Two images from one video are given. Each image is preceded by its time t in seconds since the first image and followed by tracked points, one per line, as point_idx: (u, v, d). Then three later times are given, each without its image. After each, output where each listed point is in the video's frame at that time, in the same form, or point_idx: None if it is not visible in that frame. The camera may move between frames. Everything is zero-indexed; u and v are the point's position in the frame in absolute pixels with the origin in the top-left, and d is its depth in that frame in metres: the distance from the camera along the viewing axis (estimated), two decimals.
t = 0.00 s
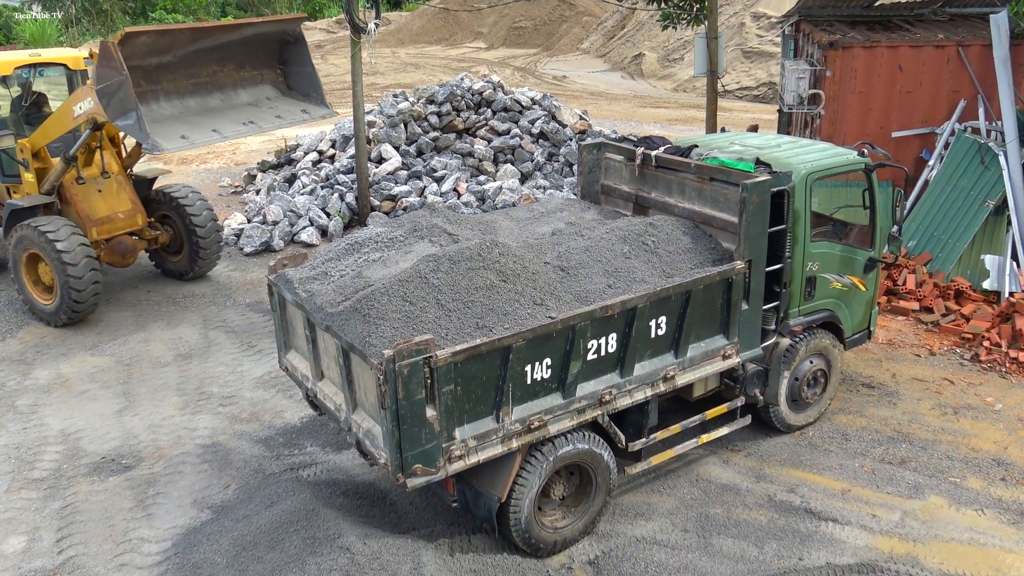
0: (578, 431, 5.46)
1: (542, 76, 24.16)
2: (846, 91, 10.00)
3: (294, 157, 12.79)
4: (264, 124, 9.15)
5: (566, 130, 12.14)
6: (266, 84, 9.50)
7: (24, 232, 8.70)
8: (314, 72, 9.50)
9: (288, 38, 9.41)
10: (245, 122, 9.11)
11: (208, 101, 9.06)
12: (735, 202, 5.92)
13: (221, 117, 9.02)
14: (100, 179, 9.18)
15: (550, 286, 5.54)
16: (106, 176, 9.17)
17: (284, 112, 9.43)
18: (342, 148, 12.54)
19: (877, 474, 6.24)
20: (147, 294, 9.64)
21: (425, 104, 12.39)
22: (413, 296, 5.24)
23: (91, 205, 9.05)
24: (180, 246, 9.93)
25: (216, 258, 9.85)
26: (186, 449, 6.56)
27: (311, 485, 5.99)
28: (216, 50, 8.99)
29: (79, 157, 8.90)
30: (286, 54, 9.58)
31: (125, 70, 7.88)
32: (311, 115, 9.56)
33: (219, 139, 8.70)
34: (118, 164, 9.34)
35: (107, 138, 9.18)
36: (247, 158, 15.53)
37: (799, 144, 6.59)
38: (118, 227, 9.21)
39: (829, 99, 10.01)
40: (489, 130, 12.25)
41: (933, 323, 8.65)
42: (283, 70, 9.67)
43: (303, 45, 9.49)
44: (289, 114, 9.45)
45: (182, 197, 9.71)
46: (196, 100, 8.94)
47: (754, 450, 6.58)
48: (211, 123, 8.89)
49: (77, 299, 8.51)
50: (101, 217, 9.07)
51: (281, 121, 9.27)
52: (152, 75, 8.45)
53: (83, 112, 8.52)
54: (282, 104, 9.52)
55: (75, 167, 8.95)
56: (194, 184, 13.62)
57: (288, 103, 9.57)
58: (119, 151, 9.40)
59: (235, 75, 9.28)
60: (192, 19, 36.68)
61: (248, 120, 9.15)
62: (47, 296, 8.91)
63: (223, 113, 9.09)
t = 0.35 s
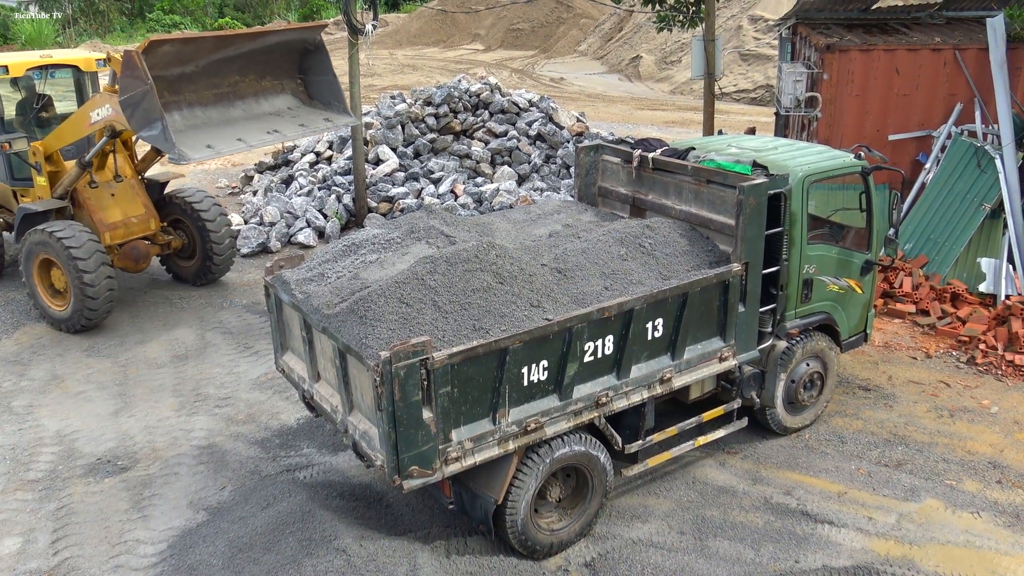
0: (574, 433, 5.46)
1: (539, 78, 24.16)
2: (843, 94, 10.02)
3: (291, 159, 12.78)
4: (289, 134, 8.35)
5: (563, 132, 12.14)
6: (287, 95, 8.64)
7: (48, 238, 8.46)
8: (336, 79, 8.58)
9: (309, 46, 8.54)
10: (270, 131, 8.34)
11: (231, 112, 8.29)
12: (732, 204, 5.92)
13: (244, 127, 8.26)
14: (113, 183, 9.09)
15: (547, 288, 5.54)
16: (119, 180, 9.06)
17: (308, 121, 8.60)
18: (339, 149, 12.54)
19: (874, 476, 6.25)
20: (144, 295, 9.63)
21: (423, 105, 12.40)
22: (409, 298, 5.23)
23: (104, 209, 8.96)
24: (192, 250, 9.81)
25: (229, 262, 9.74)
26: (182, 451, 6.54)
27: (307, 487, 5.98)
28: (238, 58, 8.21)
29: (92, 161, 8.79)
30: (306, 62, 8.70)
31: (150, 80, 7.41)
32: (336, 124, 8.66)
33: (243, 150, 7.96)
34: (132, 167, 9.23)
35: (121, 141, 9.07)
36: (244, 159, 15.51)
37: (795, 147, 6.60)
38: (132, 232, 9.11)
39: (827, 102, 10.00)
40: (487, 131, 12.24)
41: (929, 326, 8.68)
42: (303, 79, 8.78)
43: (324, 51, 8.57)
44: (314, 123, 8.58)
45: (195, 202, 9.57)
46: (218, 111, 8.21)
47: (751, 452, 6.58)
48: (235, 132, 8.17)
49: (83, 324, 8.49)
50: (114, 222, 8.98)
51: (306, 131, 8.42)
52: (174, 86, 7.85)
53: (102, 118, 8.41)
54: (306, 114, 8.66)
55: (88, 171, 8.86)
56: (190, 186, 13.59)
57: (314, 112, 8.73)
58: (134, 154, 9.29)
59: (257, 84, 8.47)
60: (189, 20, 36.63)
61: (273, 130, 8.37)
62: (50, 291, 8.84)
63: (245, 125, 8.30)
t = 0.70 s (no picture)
0: (572, 434, 5.46)
1: (536, 79, 24.18)
2: (839, 94, 10.05)
3: (288, 160, 12.77)
4: (317, 140, 8.18)
5: (560, 133, 12.16)
6: (309, 103, 8.47)
7: (81, 261, 8.22)
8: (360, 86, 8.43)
9: (330, 54, 8.36)
10: (297, 138, 8.15)
11: (255, 121, 8.09)
12: (729, 204, 5.93)
13: (271, 135, 8.08)
14: (128, 188, 9.01)
15: (544, 288, 5.54)
16: (134, 185, 8.99)
17: (334, 127, 8.43)
18: (336, 150, 12.55)
19: (870, 475, 6.26)
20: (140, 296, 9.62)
21: (419, 106, 12.41)
22: (406, 299, 5.22)
23: (119, 215, 8.89)
24: (206, 255, 9.75)
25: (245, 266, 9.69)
26: (179, 453, 6.54)
27: (304, 488, 5.98)
28: (260, 66, 8.04)
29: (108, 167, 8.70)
30: (327, 70, 8.56)
31: (178, 87, 7.09)
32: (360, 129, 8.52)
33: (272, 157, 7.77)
34: (145, 171, 9.16)
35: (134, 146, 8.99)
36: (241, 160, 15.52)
37: (791, 147, 6.62)
38: (148, 237, 9.04)
39: (823, 102, 10.05)
40: (483, 132, 12.28)
41: (925, 325, 8.69)
42: (324, 87, 8.63)
43: (346, 59, 8.42)
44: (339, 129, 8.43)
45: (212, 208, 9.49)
46: (243, 121, 8.00)
47: (748, 452, 6.59)
48: (263, 140, 7.98)
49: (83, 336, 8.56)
50: (131, 227, 8.90)
51: (333, 137, 8.26)
52: (199, 95, 7.63)
53: (121, 125, 8.29)
54: (330, 121, 8.50)
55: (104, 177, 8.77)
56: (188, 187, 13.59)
57: (337, 119, 8.56)
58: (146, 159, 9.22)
59: (280, 93, 8.30)
60: (184, 21, 36.61)
61: (300, 136, 8.18)
62: (58, 282, 8.71)
63: (270, 133, 8.12)
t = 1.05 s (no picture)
0: (570, 433, 5.46)
1: (535, 79, 24.19)
2: (838, 94, 10.06)
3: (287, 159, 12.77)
4: (343, 145, 8.04)
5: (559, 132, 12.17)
6: (334, 108, 8.32)
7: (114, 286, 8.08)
8: (384, 91, 8.28)
9: (355, 58, 8.23)
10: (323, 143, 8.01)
11: (279, 127, 7.94)
12: (728, 204, 5.93)
13: (297, 140, 7.95)
14: (146, 191, 8.91)
15: (543, 288, 5.54)
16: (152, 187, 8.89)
17: (359, 132, 8.28)
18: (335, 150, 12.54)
19: (869, 475, 6.26)
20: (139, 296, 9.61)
21: (417, 106, 12.35)
22: (405, 299, 5.22)
23: (137, 217, 8.79)
24: (224, 259, 9.69)
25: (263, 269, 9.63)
26: (177, 452, 6.53)
27: (303, 488, 5.97)
28: (284, 71, 7.89)
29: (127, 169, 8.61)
30: (351, 74, 8.40)
31: (207, 93, 7.08)
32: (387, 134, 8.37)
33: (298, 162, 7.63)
34: (163, 175, 9.07)
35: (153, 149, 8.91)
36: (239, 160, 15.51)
37: (789, 147, 6.63)
38: (167, 241, 8.93)
39: (822, 102, 10.06)
40: (482, 132, 12.30)
41: (924, 325, 8.70)
42: (349, 92, 8.48)
43: (371, 64, 8.30)
44: (366, 134, 8.28)
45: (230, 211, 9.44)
46: (267, 126, 7.86)
47: (747, 452, 6.59)
48: (288, 145, 7.84)
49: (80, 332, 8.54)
50: (148, 230, 8.80)
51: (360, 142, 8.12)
52: (223, 100, 7.49)
53: (143, 128, 8.14)
54: (356, 126, 8.35)
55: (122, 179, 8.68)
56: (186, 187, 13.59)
57: (363, 124, 8.41)
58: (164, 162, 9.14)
59: (304, 98, 8.15)
60: (182, 21, 36.60)
61: (326, 142, 8.04)
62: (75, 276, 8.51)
63: (296, 139, 7.97)
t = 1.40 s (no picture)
0: (571, 433, 5.46)
1: (536, 78, 24.19)
2: (839, 95, 10.06)
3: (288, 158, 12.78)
4: (360, 147, 8.06)
5: (560, 132, 12.17)
6: (352, 108, 8.35)
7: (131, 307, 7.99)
8: (404, 91, 8.31)
9: (374, 57, 8.25)
10: (341, 145, 8.03)
11: (297, 127, 7.95)
12: (729, 205, 5.92)
13: (314, 141, 7.96)
14: (164, 192, 8.80)
15: (544, 288, 5.53)
16: (170, 188, 8.78)
17: (377, 133, 8.31)
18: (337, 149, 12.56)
19: (869, 476, 6.26)
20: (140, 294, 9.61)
21: (419, 105, 12.32)
22: (406, 298, 5.21)
23: (154, 218, 8.68)
24: (241, 261, 9.60)
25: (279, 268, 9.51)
26: (178, 451, 6.53)
27: (303, 486, 5.97)
28: (302, 71, 7.89)
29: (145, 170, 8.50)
30: (370, 74, 8.43)
31: (220, 93, 6.99)
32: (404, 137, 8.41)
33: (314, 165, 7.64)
34: (181, 175, 8.95)
35: (171, 149, 8.78)
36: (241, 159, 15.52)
37: (790, 148, 6.63)
38: (184, 242, 8.84)
39: (823, 102, 10.07)
40: (483, 131, 12.30)
41: (925, 326, 8.69)
42: (367, 92, 8.51)
43: (390, 64, 8.31)
44: (383, 136, 8.31)
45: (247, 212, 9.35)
46: (284, 126, 7.86)
47: (747, 452, 6.59)
48: (305, 147, 7.85)
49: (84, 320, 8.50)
50: (165, 231, 8.70)
51: (377, 144, 8.15)
52: (241, 100, 7.48)
53: (159, 128, 8.04)
54: (374, 127, 8.38)
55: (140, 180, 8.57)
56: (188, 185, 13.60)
57: (381, 125, 8.44)
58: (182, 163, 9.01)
59: (322, 98, 8.17)
60: (185, 19, 36.64)
61: (343, 143, 8.06)
62: (91, 276, 8.38)
63: (313, 140, 7.98)
